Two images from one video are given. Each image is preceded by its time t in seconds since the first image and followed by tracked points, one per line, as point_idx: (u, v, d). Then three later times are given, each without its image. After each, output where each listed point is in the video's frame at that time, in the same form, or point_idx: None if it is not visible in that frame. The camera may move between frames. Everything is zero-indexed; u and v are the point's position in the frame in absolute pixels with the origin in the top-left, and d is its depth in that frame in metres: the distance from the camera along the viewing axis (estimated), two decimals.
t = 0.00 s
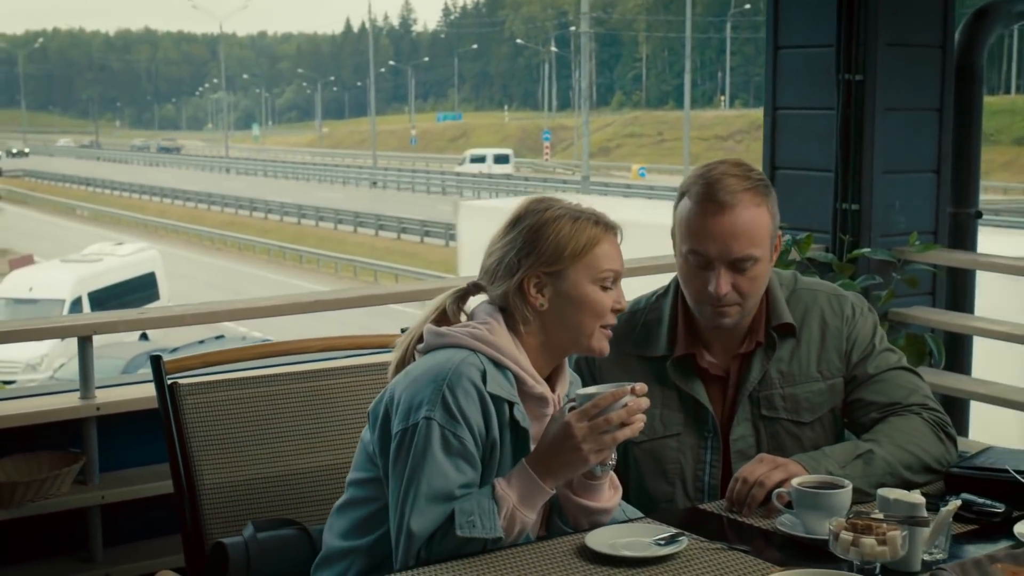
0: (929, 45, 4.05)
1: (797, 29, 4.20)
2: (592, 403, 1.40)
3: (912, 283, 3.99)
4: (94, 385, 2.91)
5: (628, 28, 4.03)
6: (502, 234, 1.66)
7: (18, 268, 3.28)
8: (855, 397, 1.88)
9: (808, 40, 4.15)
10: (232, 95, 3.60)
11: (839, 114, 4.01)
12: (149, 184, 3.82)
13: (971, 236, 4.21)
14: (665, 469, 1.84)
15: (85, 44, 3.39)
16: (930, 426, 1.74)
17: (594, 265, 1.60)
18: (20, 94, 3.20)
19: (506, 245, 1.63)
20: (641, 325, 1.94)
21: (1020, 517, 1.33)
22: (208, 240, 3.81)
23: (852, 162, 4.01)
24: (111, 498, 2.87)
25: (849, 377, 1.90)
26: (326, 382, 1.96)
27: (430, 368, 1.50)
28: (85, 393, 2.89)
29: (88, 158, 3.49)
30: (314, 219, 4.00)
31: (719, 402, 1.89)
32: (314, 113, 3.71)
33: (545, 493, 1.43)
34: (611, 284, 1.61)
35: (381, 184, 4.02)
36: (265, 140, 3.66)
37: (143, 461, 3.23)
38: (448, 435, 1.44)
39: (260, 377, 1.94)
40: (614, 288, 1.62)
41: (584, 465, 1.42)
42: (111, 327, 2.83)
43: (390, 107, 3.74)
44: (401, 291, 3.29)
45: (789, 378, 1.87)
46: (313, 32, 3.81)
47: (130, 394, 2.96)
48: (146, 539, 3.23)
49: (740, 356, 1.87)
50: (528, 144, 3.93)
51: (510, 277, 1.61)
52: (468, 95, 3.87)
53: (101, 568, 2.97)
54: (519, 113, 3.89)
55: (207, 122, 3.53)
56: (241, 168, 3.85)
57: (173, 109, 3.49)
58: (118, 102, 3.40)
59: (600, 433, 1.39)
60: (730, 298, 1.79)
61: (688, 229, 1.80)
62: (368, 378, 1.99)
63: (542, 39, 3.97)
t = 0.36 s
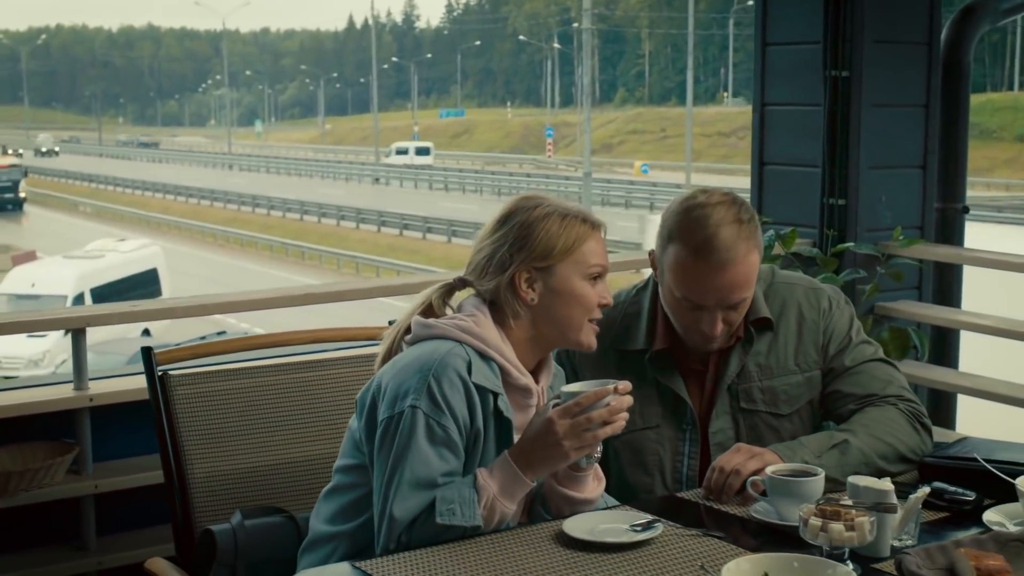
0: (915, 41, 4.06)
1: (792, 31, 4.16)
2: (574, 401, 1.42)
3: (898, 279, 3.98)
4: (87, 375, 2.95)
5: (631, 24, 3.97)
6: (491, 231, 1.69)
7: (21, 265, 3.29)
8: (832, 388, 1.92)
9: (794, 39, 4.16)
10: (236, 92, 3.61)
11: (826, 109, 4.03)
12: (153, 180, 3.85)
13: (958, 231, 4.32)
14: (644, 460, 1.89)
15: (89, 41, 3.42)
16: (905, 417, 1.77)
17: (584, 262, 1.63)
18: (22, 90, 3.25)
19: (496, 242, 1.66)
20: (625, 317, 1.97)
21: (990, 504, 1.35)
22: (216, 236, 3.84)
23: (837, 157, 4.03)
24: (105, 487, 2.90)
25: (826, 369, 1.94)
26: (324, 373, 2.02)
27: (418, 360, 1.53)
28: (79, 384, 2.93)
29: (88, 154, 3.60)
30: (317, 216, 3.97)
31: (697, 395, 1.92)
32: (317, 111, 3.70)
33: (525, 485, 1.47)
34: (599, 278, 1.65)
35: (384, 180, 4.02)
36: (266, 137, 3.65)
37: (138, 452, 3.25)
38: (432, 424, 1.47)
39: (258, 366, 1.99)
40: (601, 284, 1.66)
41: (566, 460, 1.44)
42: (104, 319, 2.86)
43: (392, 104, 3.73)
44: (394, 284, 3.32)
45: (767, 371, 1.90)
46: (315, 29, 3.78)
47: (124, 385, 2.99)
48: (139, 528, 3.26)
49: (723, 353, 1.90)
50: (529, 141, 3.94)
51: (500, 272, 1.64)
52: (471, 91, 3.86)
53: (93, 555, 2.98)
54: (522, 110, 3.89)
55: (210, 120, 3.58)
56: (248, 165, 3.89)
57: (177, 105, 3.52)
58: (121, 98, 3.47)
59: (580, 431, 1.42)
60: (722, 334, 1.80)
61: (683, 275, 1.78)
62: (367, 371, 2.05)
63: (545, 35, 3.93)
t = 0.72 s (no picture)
0: (899, 41, 4.10)
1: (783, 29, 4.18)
2: (550, 405, 1.43)
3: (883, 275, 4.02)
4: (80, 369, 2.98)
5: (633, 24, 3.95)
6: (468, 230, 1.70)
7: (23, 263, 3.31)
8: (810, 383, 1.97)
9: (782, 38, 4.19)
10: (237, 92, 3.62)
11: (812, 108, 4.07)
12: (154, 179, 3.94)
13: (944, 230, 4.37)
14: (625, 455, 1.92)
15: (92, 40, 3.44)
16: (881, 410, 1.80)
17: (565, 261, 1.67)
18: (25, 89, 3.26)
19: (475, 242, 1.68)
20: (605, 313, 2.00)
21: (958, 497, 1.39)
22: (215, 235, 3.84)
23: (824, 156, 4.07)
24: (98, 480, 2.94)
25: (804, 364, 1.98)
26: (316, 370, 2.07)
27: (392, 357, 1.56)
28: (70, 377, 2.96)
29: (100, 154, 3.72)
30: (318, 215, 4.00)
31: (675, 391, 1.96)
32: (318, 110, 3.75)
33: (497, 484, 1.49)
34: (578, 277, 1.69)
35: (385, 179, 4.09)
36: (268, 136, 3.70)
37: (130, 446, 3.28)
38: (405, 419, 1.51)
39: (251, 360, 2.05)
40: (579, 281, 1.69)
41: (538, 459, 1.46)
42: (97, 315, 2.89)
43: (394, 103, 3.79)
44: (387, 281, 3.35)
45: (745, 366, 1.95)
46: (317, 28, 3.83)
47: (118, 380, 3.02)
48: (131, 521, 3.29)
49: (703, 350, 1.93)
50: (531, 139, 3.92)
51: (480, 272, 1.66)
52: (473, 90, 3.86)
53: (87, 547, 3.00)
54: (523, 110, 3.86)
55: (212, 119, 3.59)
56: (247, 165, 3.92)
57: (179, 105, 3.56)
58: (122, 97, 3.48)
59: (554, 435, 1.43)
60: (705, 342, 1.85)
61: (670, 289, 1.80)
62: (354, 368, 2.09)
63: (546, 35, 3.90)
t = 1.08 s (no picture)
0: (886, 42, 4.13)
1: (768, 28, 4.22)
2: (528, 414, 1.49)
3: (866, 272, 4.08)
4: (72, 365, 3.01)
5: (633, 24, 4.01)
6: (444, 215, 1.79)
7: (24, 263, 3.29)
8: (787, 377, 2.04)
9: (770, 37, 4.21)
10: (238, 92, 3.59)
11: (798, 108, 4.10)
12: (155, 179, 3.74)
13: (931, 228, 4.29)
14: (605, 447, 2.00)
15: (92, 40, 3.38)
16: (857, 406, 1.86)
17: (519, 258, 1.72)
18: (26, 89, 3.21)
19: (441, 228, 1.76)
20: (586, 308, 2.06)
21: (930, 489, 1.43)
22: (215, 235, 3.83)
23: (810, 155, 4.11)
24: (89, 474, 2.96)
25: (782, 359, 2.05)
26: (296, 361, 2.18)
27: (364, 350, 1.65)
28: (63, 372, 3.00)
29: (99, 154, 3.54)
30: (318, 215, 4.01)
31: (657, 383, 2.03)
32: (319, 109, 3.71)
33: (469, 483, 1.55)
34: (536, 278, 1.73)
35: (386, 178, 4.04)
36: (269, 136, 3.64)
37: (120, 440, 3.31)
38: (375, 410, 1.60)
39: (235, 356, 2.15)
40: (540, 281, 1.74)
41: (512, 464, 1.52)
42: (88, 310, 2.93)
43: (395, 103, 3.81)
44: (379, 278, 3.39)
45: (724, 360, 2.01)
46: (318, 28, 3.79)
47: (108, 376, 3.04)
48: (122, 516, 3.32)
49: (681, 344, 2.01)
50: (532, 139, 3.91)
51: (440, 259, 1.75)
52: (474, 90, 3.87)
53: (77, 540, 3.03)
54: (524, 110, 3.87)
55: (213, 119, 3.55)
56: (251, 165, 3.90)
57: (180, 104, 3.51)
58: (123, 97, 3.44)
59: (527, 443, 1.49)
60: (683, 323, 1.91)
61: (647, 265, 1.88)
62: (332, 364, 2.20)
63: (547, 35, 3.95)
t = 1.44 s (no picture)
0: (874, 42, 4.16)
1: (758, 31, 4.24)
2: (513, 425, 1.53)
3: (854, 271, 4.10)
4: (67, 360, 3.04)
5: (637, 24, 4.01)
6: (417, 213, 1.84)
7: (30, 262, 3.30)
8: (770, 372, 2.09)
9: (759, 39, 4.24)
10: (242, 92, 3.59)
11: (787, 108, 4.13)
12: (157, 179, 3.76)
13: (920, 227, 4.29)
14: (592, 441, 2.04)
15: (97, 40, 3.39)
16: (837, 400, 1.90)
17: (485, 260, 1.76)
18: (29, 89, 3.17)
19: (412, 227, 1.81)
20: (573, 305, 2.11)
21: (906, 482, 1.47)
22: (217, 235, 3.84)
23: (799, 155, 4.14)
24: (83, 468, 2.99)
25: (765, 355, 2.11)
26: (280, 354, 2.22)
27: (337, 344, 1.69)
28: (58, 368, 3.02)
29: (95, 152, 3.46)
30: (321, 215, 4.05)
31: (642, 376, 2.08)
32: (323, 110, 3.73)
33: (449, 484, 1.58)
34: (502, 279, 1.77)
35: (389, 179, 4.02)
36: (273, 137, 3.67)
37: (117, 435, 3.35)
38: (349, 400, 1.64)
39: (225, 351, 2.20)
40: (507, 280, 1.78)
41: (492, 469, 1.56)
42: (80, 308, 2.97)
43: (398, 103, 3.85)
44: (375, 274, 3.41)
45: (707, 356, 2.07)
46: (323, 28, 3.80)
47: (103, 372, 3.08)
48: (117, 509, 3.34)
49: (667, 337, 2.06)
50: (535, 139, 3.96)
51: (410, 257, 1.80)
52: (477, 90, 3.93)
53: (73, 534, 3.06)
54: (527, 110, 3.94)
55: (216, 119, 3.56)
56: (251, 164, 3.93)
57: (184, 105, 3.53)
58: (127, 98, 3.43)
59: (508, 453, 1.54)
60: (667, 304, 1.94)
61: (629, 244, 1.93)
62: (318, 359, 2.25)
63: (550, 35, 3.97)
